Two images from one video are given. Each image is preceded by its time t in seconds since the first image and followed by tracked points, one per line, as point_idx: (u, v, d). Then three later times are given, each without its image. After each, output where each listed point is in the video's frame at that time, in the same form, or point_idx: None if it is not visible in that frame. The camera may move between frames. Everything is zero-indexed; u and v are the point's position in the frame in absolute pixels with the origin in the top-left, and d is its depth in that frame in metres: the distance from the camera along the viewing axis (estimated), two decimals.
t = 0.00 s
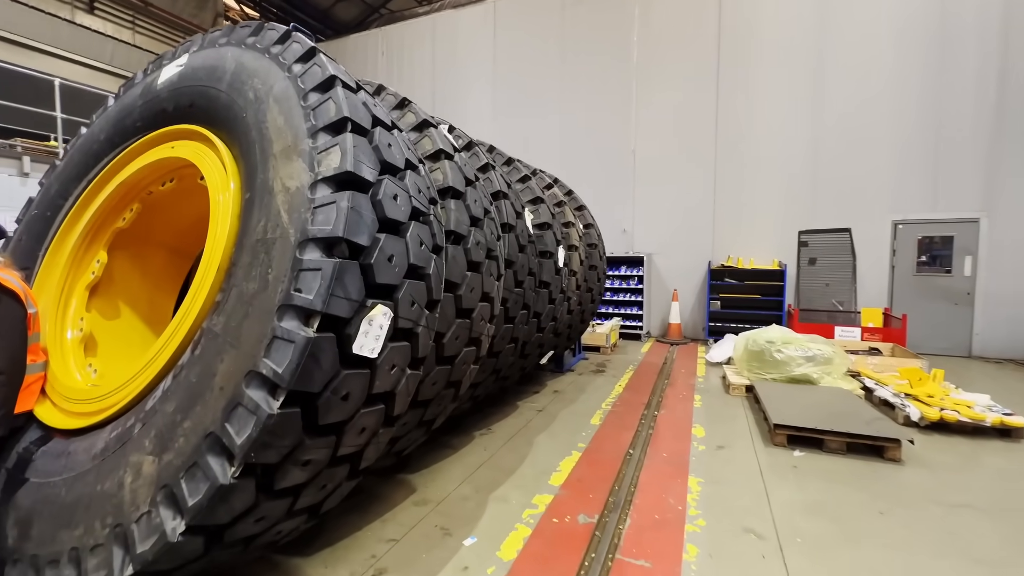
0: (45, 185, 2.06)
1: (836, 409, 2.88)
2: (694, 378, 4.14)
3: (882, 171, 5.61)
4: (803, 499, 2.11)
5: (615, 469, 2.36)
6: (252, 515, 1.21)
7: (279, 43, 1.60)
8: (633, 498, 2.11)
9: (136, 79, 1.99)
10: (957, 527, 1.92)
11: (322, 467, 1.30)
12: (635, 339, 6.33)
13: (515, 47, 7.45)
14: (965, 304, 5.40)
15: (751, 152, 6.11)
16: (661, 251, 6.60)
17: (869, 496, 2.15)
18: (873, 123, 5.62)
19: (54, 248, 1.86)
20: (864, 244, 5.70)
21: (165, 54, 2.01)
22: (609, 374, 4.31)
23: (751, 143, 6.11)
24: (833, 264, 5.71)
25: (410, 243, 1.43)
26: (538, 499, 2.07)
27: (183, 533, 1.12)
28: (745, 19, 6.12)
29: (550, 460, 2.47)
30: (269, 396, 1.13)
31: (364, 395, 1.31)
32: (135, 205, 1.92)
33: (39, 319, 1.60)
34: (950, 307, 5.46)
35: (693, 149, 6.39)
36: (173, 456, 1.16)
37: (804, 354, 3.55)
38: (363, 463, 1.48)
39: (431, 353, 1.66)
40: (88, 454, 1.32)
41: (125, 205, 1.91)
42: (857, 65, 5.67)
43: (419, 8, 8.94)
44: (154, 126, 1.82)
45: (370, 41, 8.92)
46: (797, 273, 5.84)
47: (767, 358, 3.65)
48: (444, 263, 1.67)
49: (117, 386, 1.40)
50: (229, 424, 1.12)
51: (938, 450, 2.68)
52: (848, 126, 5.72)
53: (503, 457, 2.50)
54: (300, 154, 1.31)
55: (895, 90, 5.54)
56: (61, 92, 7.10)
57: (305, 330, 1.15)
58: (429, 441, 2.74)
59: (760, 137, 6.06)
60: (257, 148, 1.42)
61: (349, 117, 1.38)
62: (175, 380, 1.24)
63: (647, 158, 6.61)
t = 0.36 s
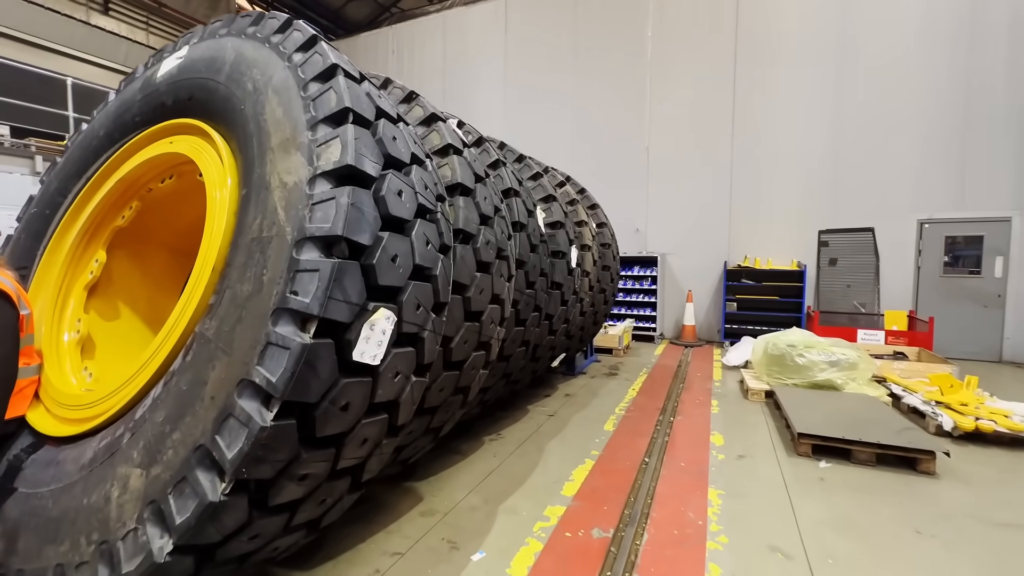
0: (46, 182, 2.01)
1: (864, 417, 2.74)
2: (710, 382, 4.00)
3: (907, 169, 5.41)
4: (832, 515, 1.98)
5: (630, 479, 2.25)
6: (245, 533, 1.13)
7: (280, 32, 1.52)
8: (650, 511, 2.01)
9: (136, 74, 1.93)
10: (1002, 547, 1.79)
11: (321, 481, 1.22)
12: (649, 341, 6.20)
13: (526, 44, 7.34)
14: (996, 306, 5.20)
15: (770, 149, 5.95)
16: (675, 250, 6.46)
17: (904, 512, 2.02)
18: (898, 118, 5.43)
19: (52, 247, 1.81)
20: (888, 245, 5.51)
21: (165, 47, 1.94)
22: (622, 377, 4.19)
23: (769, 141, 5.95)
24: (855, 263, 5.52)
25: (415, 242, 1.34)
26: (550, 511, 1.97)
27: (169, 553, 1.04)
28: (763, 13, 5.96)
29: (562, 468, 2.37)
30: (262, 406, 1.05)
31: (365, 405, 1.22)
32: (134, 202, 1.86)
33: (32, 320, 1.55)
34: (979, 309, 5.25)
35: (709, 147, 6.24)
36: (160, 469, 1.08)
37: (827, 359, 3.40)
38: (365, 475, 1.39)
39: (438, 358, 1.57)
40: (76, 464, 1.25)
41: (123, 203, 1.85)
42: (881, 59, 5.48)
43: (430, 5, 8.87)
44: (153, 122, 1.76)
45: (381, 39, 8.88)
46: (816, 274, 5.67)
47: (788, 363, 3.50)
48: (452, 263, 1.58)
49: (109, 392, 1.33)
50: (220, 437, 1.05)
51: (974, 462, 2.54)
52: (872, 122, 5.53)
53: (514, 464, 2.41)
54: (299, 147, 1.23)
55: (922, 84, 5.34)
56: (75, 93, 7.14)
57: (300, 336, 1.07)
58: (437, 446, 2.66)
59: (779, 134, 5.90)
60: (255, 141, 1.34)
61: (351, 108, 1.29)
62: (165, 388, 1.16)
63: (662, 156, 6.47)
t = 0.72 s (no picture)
0: (59, 178, 2.02)
1: (890, 421, 2.63)
2: (727, 383, 3.89)
3: (936, 163, 5.22)
4: (857, 524, 1.89)
5: (644, 482, 2.19)
6: (246, 533, 1.10)
7: (287, 22, 1.49)
8: (665, 515, 1.94)
9: (146, 69, 1.92)
10: None
11: (324, 481, 1.19)
12: (664, 340, 6.10)
13: (541, 39, 7.27)
14: None
15: (791, 144, 5.79)
16: (691, 248, 6.34)
17: (933, 522, 1.92)
18: (926, 111, 5.24)
19: (64, 241, 1.81)
20: (915, 242, 5.32)
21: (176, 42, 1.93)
22: (637, 377, 4.11)
23: (790, 136, 5.79)
24: (879, 262, 5.32)
25: (422, 237, 1.30)
26: (561, 513, 1.92)
27: (168, 554, 1.02)
28: (785, 4, 5.81)
29: (574, 469, 2.31)
30: (263, 404, 1.02)
31: (369, 403, 1.19)
32: (144, 197, 1.85)
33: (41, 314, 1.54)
34: (1011, 310, 5.04)
35: (727, 143, 6.10)
36: (161, 467, 1.06)
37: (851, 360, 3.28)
38: (371, 475, 1.36)
39: (446, 356, 1.53)
40: (80, 460, 1.24)
41: (134, 197, 1.84)
42: (909, 49, 5.29)
43: (444, 2, 8.85)
44: (163, 116, 1.74)
45: (394, 36, 8.91)
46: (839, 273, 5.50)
47: (809, 364, 3.39)
48: (460, 259, 1.54)
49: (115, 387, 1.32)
50: (220, 435, 1.02)
51: (1009, 471, 2.42)
52: (899, 116, 5.34)
53: (525, 465, 2.36)
54: (304, 138, 1.20)
55: (952, 76, 5.15)
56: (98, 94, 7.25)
57: (302, 332, 1.03)
58: (447, 445, 2.63)
59: (800, 128, 5.74)
60: (260, 133, 1.31)
61: (356, 97, 1.25)
62: (167, 385, 1.14)
63: (678, 152, 6.35)
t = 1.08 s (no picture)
0: (90, 176, 2.09)
1: (928, 429, 2.49)
2: (754, 387, 3.76)
3: (980, 159, 4.97)
4: (895, 537, 1.79)
5: (665, 486, 2.12)
6: (257, 525, 1.10)
7: (304, 18, 1.50)
8: (687, 521, 1.88)
9: (172, 69, 1.97)
10: None
11: (335, 476, 1.18)
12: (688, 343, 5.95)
13: (564, 38, 7.20)
14: None
15: (823, 141, 5.60)
16: (716, 249, 6.19)
17: (978, 537, 1.81)
18: (969, 104, 4.99)
19: (93, 238, 1.87)
20: (958, 243, 5.06)
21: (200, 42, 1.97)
22: (659, 379, 4.02)
23: (823, 133, 5.60)
24: (919, 263, 5.07)
25: (434, 229, 1.28)
26: (578, 516, 1.88)
27: (180, 544, 1.02)
28: None
29: (593, 471, 2.26)
30: (274, 396, 1.01)
31: (380, 398, 1.17)
32: (168, 193, 1.89)
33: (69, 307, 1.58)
34: None
35: (755, 140, 5.93)
36: (175, 457, 1.07)
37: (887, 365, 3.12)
38: (382, 472, 1.34)
39: (459, 352, 1.50)
40: (101, 448, 1.27)
41: (159, 193, 1.88)
42: (950, 40, 5.05)
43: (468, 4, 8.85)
44: (187, 114, 1.78)
45: (418, 39, 8.96)
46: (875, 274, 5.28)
47: (842, 368, 3.24)
48: (475, 254, 1.52)
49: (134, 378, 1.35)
50: (231, 426, 1.02)
51: None
52: (940, 110, 5.10)
53: (542, 465, 2.32)
54: (317, 131, 1.20)
55: (997, 67, 4.90)
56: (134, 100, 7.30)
57: (312, 324, 1.02)
58: (464, 444, 2.61)
59: (833, 124, 5.54)
60: (276, 127, 1.32)
61: (370, 89, 1.24)
62: (182, 377, 1.15)
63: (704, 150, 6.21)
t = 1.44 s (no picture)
0: (119, 182, 2.15)
1: (968, 444, 2.36)
2: (780, 396, 3.64)
3: None
4: (931, 558, 1.69)
5: (684, 497, 2.06)
6: (265, 528, 1.10)
7: (320, 23, 1.51)
8: (706, 534, 1.81)
9: (197, 77, 2.02)
10: None
11: (344, 480, 1.18)
12: (711, 349, 5.82)
13: (586, 41, 7.17)
14: None
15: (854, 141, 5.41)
16: (742, 252, 6.03)
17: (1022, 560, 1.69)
18: (1013, 101, 4.75)
19: (120, 241, 1.93)
20: (1001, 246, 4.80)
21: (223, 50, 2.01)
22: (680, 386, 3.92)
23: (854, 134, 5.41)
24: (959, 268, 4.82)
25: (445, 233, 1.26)
26: (593, 526, 1.84)
27: (190, 545, 1.03)
28: None
29: (610, 480, 2.21)
30: (281, 400, 1.01)
31: (389, 403, 1.16)
32: (191, 198, 1.93)
33: (95, 309, 1.62)
34: None
35: (782, 141, 5.77)
36: (186, 458, 1.08)
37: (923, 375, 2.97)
38: (392, 477, 1.33)
39: (470, 357, 1.49)
40: (120, 447, 1.29)
41: (183, 198, 1.93)
42: (992, 35, 4.83)
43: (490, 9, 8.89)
44: (209, 120, 1.82)
45: (439, 44, 9.05)
46: (910, 279, 5.08)
47: (874, 377, 3.11)
48: (487, 257, 1.50)
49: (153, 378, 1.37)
50: (240, 429, 1.02)
51: None
52: (980, 107, 4.87)
53: (557, 473, 2.28)
54: (329, 134, 1.20)
55: None
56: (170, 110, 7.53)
57: (319, 327, 1.02)
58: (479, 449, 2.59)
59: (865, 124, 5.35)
60: (291, 132, 1.33)
61: (381, 91, 1.24)
62: (195, 379, 1.17)
63: (729, 151, 6.07)
